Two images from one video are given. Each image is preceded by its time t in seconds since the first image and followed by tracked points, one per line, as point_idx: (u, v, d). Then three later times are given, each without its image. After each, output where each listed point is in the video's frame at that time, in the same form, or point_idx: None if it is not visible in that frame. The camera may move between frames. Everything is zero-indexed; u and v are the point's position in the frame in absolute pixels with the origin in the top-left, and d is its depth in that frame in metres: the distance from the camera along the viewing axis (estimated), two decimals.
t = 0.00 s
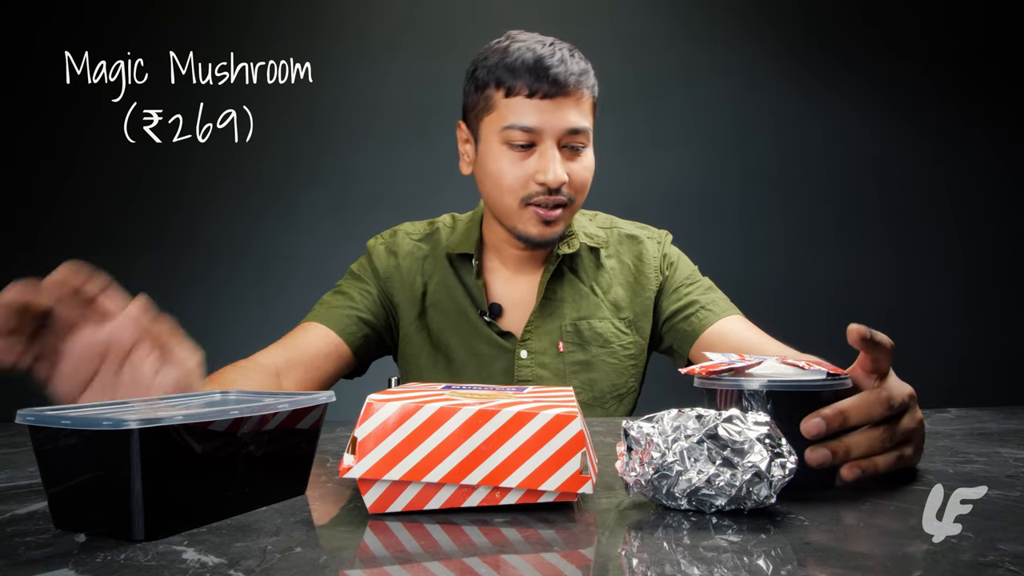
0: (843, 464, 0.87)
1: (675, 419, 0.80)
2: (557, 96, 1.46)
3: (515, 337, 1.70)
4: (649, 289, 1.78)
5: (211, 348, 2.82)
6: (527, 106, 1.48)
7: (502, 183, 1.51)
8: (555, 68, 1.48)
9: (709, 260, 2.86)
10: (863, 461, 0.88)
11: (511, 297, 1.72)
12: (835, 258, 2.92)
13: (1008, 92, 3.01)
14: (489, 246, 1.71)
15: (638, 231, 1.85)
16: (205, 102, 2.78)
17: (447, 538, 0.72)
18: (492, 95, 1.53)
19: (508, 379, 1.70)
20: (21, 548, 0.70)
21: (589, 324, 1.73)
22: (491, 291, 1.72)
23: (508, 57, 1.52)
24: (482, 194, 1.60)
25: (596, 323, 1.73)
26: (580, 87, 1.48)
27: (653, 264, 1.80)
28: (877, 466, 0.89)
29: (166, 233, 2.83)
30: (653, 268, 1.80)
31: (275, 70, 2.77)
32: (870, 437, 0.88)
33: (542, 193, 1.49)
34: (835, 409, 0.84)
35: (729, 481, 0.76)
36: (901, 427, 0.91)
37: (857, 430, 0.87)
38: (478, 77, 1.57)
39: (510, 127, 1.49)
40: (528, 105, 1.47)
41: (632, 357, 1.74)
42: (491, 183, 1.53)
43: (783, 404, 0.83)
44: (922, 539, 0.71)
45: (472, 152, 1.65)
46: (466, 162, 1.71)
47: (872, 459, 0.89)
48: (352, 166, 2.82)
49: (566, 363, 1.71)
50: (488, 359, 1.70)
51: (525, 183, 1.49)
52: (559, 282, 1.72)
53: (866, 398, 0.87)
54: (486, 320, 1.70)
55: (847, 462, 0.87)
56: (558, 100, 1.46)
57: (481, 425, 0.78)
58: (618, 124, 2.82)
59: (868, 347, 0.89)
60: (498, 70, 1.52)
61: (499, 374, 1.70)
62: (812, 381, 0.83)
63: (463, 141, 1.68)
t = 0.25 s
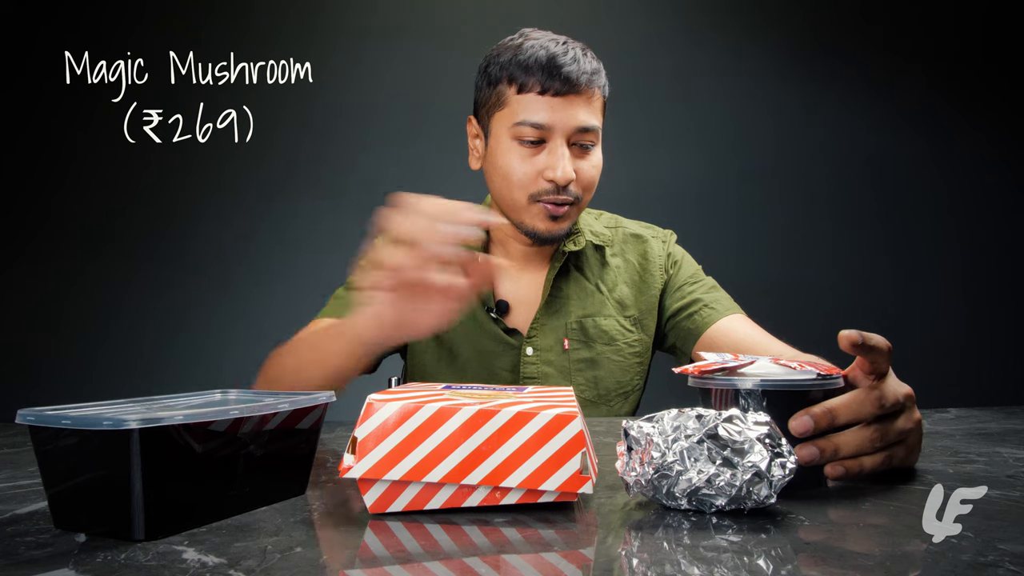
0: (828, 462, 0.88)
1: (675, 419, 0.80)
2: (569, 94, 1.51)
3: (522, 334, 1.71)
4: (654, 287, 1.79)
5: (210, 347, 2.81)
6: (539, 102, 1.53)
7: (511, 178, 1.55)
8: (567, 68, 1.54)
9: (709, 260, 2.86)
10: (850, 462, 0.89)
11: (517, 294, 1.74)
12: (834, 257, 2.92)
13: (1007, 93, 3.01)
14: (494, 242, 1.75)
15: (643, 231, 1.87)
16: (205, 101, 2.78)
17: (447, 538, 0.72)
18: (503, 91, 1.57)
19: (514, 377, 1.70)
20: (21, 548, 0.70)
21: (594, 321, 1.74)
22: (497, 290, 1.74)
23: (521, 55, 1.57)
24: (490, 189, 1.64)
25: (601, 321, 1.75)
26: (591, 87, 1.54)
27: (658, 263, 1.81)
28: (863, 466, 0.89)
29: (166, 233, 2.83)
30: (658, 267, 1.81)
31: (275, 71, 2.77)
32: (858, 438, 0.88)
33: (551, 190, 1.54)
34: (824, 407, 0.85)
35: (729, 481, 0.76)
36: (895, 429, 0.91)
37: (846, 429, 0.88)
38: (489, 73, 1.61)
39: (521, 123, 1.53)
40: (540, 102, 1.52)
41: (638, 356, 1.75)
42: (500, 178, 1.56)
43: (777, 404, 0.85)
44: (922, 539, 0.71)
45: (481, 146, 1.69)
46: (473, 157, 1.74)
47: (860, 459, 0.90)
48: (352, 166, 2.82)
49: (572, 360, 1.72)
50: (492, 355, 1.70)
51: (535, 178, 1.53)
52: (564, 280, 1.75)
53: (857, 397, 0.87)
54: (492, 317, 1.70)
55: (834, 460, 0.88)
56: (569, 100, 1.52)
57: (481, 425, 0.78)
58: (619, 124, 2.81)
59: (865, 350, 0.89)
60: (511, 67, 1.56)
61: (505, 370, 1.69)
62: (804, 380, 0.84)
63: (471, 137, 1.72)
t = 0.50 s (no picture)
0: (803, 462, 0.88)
1: (675, 419, 0.80)
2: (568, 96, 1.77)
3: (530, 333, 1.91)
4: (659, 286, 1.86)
5: (209, 346, 2.81)
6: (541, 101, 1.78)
7: (520, 175, 1.83)
8: (567, 70, 1.79)
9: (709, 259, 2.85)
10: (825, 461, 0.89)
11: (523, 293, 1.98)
12: (834, 257, 2.91)
13: (1007, 93, 3.02)
14: (502, 242, 1.98)
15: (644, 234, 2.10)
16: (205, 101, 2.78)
17: (447, 538, 0.72)
18: (509, 93, 1.82)
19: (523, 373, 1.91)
20: (21, 548, 0.70)
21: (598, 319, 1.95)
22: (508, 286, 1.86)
23: (525, 55, 1.81)
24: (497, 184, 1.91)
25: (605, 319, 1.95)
26: (588, 88, 1.81)
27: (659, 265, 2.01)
28: (838, 466, 0.90)
29: (165, 232, 2.83)
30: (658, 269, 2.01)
31: (275, 71, 2.78)
32: (834, 439, 0.89)
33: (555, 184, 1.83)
34: (800, 408, 0.87)
35: (729, 481, 0.76)
36: (876, 432, 0.90)
37: (822, 429, 0.88)
38: (495, 73, 1.85)
39: (526, 121, 1.79)
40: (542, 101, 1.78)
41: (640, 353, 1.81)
42: (510, 172, 1.84)
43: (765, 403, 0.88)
44: (922, 539, 0.71)
45: (486, 146, 1.94)
46: (480, 156, 1.98)
47: (836, 459, 0.90)
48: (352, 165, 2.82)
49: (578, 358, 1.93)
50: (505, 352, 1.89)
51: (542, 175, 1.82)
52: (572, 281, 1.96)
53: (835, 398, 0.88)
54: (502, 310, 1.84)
55: (809, 460, 0.89)
56: (569, 101, 1.78)
57: (481, 425, 0.78)
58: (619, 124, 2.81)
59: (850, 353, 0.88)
60: (515, 67, 1.80)
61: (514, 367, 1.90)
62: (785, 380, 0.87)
63: (477, 135, 1.97)
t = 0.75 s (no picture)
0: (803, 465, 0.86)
1: (675, 419, 0.80)
2: (595, 93, 1.49)
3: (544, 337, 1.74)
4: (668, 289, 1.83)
5: (210, 346, 2.81)
6: (564, 99, 1.51)
7: (536, 176, 1.54)
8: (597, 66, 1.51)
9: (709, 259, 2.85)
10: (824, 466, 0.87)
11: (540, 295, 1.74)
12: (834, 257, 2.91)
13: (1006, 93, 3.02)
14: (518, 244, 1.72)
15: (654, 231, 1.89)
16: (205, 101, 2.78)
17: (447, 538, 0.72)
18: (531, 89, 1.54)
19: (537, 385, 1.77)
20: (22, 548, 0.70)
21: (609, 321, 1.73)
22: (524, 291, 1.74)
23: (549, 53, 1.54)
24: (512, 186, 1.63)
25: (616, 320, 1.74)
26: (618, 87, 1.52)
27: (671, 264, 1.84)
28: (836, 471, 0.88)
29: (165, 232, 2.83)
30: (670, 268, 1.84)
31: (275, 71, 2.77)
32: (834, 441, 0.87)
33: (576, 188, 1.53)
34: (796, 410, 0.86)
35: (729, 481, 0.76)
36: (874, 433, 0.90)
37: (821, 431, 0.87)
38: (515, 71, 1.58)
39: (547, 121, 1.51)
40: (565, 99, 1.51)
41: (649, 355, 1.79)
42: (525, 176, 1.56)
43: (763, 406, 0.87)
44: (923, 539, 0.71)
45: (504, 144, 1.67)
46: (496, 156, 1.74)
47: (834, 463, 0.88)
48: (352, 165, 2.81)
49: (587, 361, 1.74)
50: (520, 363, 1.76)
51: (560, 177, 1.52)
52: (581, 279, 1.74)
53: (832, 401, 0.87)
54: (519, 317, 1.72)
55: (808, 462, 0.86)
56: (598, 98, 1.49)
57: (481, 425, 0.78)
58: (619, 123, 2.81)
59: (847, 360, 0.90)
60: (539, 65, 1.53)
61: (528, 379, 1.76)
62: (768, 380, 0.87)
63: (496, 135, 1.70)
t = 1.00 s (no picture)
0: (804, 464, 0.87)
1: (675, 418, 0.80)
2: (602, 94, 1.47)
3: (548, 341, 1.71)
4: (671, 289, 1.85)
5: (210, 346, 2.81)
6: (571, 101, 1.49)
7: (543, 178, 1.52)
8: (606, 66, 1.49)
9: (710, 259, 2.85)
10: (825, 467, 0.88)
11: (543, 297, 1.72)
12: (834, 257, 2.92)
13: (1006, 93, 3.02)
14: (521, 244, 1.70)
15: (656, 232, 1.90)
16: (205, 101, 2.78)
17: (447, 538, 0.72)
18: (539, 90, 1.53)
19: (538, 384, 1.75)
20: (22, 549, 0.70)
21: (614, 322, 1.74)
22: (525, 291, 1.72)
23: (556, 53, 1.52)
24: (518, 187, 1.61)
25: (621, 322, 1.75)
26: (626, 88, 1.49)
27: (673, 266, 1.85)
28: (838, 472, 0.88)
29: (164, 232, 2.83)
30: (673, 269, 1.85)
31: (275, 70, 2.77)
32: (835, 442, 0.88)
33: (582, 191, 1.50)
34: (799, 410, 0.87)
35: (729, 481, 0.76)
36: (877, 433, 0.90)
37: (823, 431, 0.87)
38: (523, 73, 1.57)
39: (554, 123, 1.50)
40: (573, 100, 1.49)
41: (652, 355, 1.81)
42: (531, 178, 1.54)
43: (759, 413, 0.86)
44: (923, 539, 0.71)
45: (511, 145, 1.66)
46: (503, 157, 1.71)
47: (835, 463, 0.88)
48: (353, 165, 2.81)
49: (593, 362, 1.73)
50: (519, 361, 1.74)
51: (566, 179, 1.50)
52: (586, 282, 1.72)
53: (833, 401, 0.88)
54: (518, 319, 1.72)
55: (808, 462, 0.87)
56: (605, 98, 1.47)
57: (481, 425, 0.78)
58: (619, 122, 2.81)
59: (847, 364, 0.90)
60: (546, 66, 1.52)
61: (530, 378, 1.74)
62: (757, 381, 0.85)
63: (502, 135, 1.69)
